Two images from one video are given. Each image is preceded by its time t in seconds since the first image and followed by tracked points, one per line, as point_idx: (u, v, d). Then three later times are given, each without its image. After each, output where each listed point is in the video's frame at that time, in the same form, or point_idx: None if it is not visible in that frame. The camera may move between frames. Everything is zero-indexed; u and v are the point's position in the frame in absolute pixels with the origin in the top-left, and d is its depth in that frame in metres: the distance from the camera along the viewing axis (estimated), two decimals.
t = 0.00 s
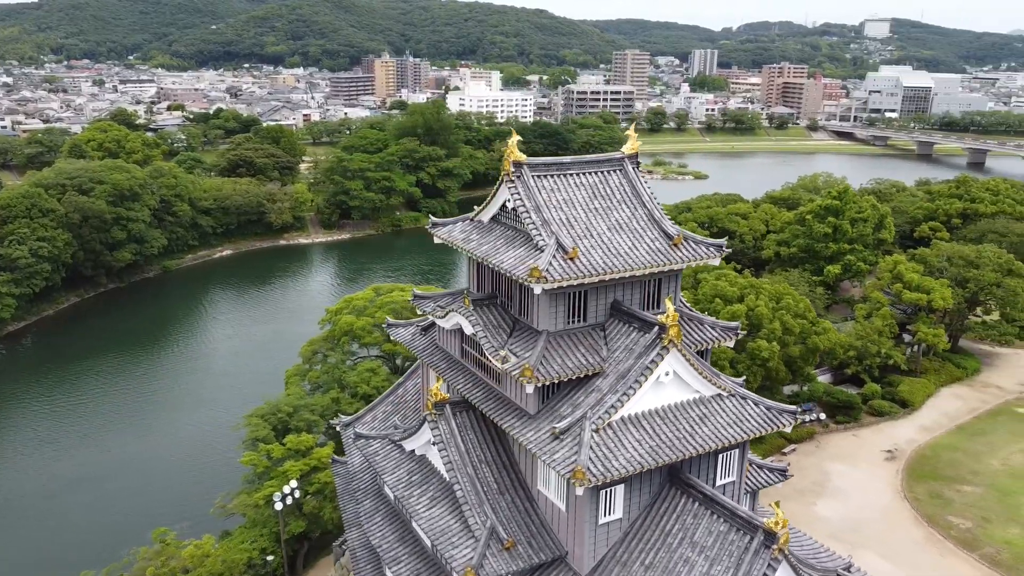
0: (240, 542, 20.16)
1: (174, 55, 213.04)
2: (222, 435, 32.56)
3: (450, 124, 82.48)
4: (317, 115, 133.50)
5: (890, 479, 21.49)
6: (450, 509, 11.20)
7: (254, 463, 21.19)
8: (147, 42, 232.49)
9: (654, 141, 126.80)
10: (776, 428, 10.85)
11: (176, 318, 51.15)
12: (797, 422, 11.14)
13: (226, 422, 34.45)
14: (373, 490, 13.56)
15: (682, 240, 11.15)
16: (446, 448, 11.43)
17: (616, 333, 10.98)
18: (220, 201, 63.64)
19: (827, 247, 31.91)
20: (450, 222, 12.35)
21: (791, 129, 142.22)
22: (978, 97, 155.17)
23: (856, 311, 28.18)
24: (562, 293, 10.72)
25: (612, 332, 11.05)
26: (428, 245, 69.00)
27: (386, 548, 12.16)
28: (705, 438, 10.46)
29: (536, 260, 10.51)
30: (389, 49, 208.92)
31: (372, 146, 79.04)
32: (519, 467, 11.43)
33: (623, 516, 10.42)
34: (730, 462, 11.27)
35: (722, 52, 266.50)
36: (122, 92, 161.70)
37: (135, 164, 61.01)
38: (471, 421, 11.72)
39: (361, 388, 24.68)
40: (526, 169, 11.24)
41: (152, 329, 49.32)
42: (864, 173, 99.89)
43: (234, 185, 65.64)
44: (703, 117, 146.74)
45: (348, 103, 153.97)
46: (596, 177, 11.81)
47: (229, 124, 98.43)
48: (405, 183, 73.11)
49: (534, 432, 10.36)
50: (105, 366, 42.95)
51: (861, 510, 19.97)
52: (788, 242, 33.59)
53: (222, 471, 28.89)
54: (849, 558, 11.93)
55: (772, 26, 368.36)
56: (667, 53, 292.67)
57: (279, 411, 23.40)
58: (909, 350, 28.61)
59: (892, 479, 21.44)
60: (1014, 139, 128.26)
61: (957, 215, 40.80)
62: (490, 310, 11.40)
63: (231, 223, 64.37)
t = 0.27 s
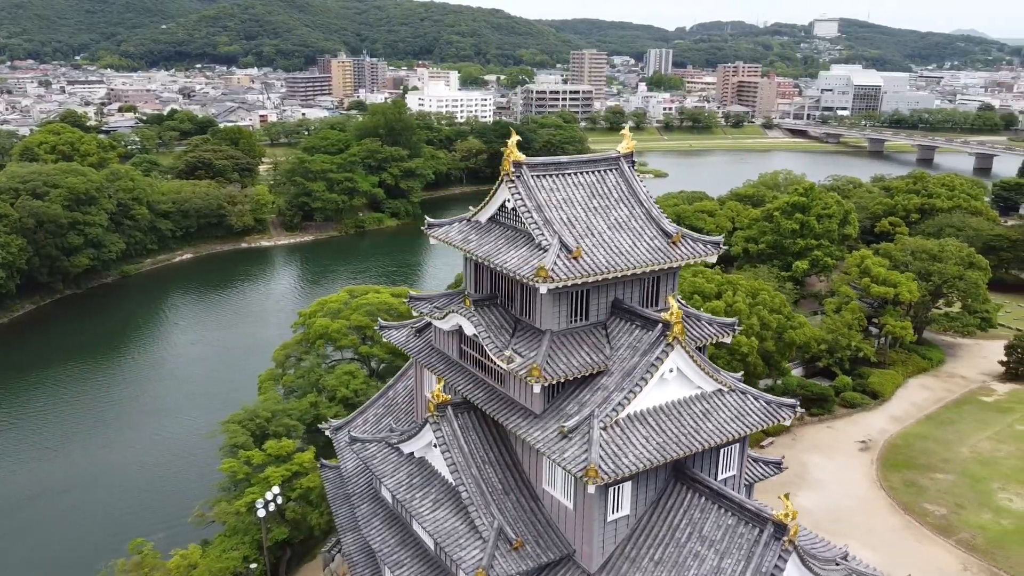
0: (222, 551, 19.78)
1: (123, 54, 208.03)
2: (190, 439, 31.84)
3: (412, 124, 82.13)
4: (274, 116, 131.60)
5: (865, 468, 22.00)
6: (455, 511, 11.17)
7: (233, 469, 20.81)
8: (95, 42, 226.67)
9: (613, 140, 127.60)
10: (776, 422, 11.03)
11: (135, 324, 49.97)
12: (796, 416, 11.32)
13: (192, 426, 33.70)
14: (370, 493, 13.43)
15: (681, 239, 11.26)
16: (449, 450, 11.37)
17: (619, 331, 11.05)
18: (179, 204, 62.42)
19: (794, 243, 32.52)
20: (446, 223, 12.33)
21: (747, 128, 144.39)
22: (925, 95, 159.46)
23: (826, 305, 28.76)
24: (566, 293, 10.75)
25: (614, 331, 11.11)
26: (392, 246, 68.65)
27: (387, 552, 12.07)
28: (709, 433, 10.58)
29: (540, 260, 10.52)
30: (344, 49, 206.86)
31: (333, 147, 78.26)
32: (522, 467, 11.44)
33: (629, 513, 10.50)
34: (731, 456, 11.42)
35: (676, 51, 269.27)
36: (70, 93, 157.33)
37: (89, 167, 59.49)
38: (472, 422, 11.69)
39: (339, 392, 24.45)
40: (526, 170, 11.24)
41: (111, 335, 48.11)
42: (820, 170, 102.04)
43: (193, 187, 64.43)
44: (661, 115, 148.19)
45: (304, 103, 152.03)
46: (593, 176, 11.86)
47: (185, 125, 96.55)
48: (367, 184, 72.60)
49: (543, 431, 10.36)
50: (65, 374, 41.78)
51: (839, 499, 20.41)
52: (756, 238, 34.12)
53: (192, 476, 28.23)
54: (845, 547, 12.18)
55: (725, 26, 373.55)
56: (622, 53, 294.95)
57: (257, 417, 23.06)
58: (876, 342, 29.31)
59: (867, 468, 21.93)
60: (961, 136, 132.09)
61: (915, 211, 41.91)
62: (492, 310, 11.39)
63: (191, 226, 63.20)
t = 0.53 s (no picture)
0: (202, 562, 19.38)
1: (70, 54, 202.27)
2: (158, 447, 31.14)
3: (374, 124, 81.66)
4: (230, 117, 129.33)
5: (842, 459, 22.46)
6: (462, 514, 11.14)
7: (213, 477, 20.49)
8: (39, 42, 220.04)
9: (574, 139, 128.15)
10: (777, 417, 11.19)
11: (94, 331, 48.71)
12: (795, 410, 11.50)
13: (159, 433, 32.95)
14: (367, 498, 13.31)
15: (680, 238, 11.38)
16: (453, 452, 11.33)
17: (621, 330, 11.13)
18: (137, 207, 61.04)
19: (764, 240, 33.08)
20: (443, 225, 12.29)
21: (704, 126, 146.23)
22: (875, 93, 163.32)
23: (797, 300, 29.32)
24: (568, 292, 10.80)
25: (616, 330, 11.18)
26: (356, 248, 68.13)
27: (389, 556, 11.97)
28: (714, 430, 10.70)
29: (544, 260, 10.54)
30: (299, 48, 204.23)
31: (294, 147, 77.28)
32: (525, 467, 11.47)
33: (637, 510, 10.57)
34: (732, 452, 11.57)
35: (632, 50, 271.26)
36: (15, 95, 152.41)
37: (42, 170, 57.81)
38: (475, 424, 11.67)
39: (318, 397, 24.20)
40: (526, 169, 11.26)
41: (69, 343, 46.83)
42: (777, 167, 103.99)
43: (151, 190, 63.06)
44: (620, 114, 149.24)
45: (260, 104, 149.67)
46: (591, 175, 11.93)
47: (138, 127, 94.46)
48: (329, 185, 71.96)
49: (550, 432, 10.39)
50: (24, 383, 40.62)
51: (818, 490, 20.82)
52: (726, 235, 34.58)
53: (163, 484, 27.61)
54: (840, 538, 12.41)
55: (679, 25, 377.72)
56: (579, 52, 296.43)
57: (235, 423, 22.71)
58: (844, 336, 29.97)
59: (843, 459, 22.39)
60: (910, 133, 135.68)
61: (875, 206, 42.91)
62: (494, 311, 11.38)
63: (149, 229, 61.88)
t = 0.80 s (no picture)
0: (183, 571, 19.00)
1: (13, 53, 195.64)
2: (125, 454, 30.36)
3: (335, 124, 80.90)
4: (184, 117, 126.70)
5: (818, 450, 22.91)
6: (467, 516, 11.11)
7: (193, 485, 20.08)
8: None
9: (534, 138, 128.37)
10: (777, 411, 11.36)
11: (51, 338, 47.35)
12: (794, 404, 11.69)
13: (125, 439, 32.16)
14: (365, 502, 13.18)
15: (680, 236, 11.47)
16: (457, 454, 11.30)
17: (624, 328, 11.19)
18: (93, 210, 59.53)
19: (733, 236, 33.61)
20: (440, 226, 12.24)
21: (662, 124, 147.72)
22: (826, 91, 166.78)
23: (769, 295, 29.85)
24: (573, 291, 10.83)
25: (619, 328, 11.25)
26: (319, 249, 67.40)
27: (392, 560, 11.87)
28: (719, 425, 10.83)
29: (548, 260, 10.55)
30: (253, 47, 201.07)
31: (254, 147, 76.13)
32: (530, 467, 11.48)
33: (644, 507, 10.66)
34: (734, 445, 11.71)
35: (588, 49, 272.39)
36: None
37: None
38: (478, 425, 11.64)
39: (295, 401, 23.91)
40: (526, 170, 11.27)
41: (24, 352, 45.38)
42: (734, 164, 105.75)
43: (108, 193, 61.57)
44: (579, 113, 149.93)
45: (215, 104, 146.85)
46: (589, 175, 11.98)
47: (90, 128, 92.02)
48: (291, 186, 71.08)
49: (559, 431, 10.41)
50: None
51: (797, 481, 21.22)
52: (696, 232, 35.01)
53: (132, 493, 26.86)
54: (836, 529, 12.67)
55: (633, 24, 380.90)
56: (535, 51, 296.81)
57: (212, 429, 22.29)
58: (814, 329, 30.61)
59: (820, 450, 22.85)
60: (862, 130, 138.83)
61: (837, 202, 43.87)
62: (496, 311, 11.37)
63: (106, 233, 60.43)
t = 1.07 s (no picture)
0: None
1: None
2: (90, 461, 29.56)
3: (295, 125, 79.93)
4: (136, 118, 123.79)
5: (795, 443, 23.31)
6: (473, 517, 11.05)
7: (171, 495, 19.66)
8: None
9: (494, 137, 128.27)
10: (775, 405, 11.54)
11: (5, 347, 45.90)
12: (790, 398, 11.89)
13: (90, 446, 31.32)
14: (362, 507, 13.05)
15: (678, 234, 11.58)
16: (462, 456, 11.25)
17: (626, 326, 11.25)
18: (47, 214, 57.86)
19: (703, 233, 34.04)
20: (438, 227, 12.17)
21: (620, 123, 148.72)
22: (780, 90, 169.60)
23: (740, 291, 30.29)
24: (577, 291, 10.85)
25: (621, 326, 11.31)
26: (281, 251, 66.48)
27: (395, 565, 11.76)
28: (722, 421, 10.96)
29: (554, 260, 10.54)
30: (205, 47, 197.26)
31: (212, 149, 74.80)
32: (534, 467, 11.47)
33: (650, 504, 10.74)
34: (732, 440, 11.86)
35: (545, 48, 272.86)
36: None
37: None
38: (481, 426, 11.61)
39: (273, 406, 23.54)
40: (526, 170, 11.25)
41: None
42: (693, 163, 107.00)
43: (62, 197, 59.93)
44: (538, 112, 150.14)
45: (167, 105, 143.74)
46: (586, 175, 12.02)
47: (38, 130, 89.40)
48: (251, 188, 70.00)
49: (567, 430, 10.42)
50: None
51: (777, 474, 21.57)
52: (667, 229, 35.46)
53: (102, 503, 26.17)
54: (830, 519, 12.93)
55: (588, 24, 382.56)
56: (491, 51, 296.48)
57: (189, 438, 21.84)
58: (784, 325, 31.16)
59: (797, 443, 23.25)
60: (815, 127, 141.56)
61: (799, 198, 44.68)
62: (499, 312, 11.34)
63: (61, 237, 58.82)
